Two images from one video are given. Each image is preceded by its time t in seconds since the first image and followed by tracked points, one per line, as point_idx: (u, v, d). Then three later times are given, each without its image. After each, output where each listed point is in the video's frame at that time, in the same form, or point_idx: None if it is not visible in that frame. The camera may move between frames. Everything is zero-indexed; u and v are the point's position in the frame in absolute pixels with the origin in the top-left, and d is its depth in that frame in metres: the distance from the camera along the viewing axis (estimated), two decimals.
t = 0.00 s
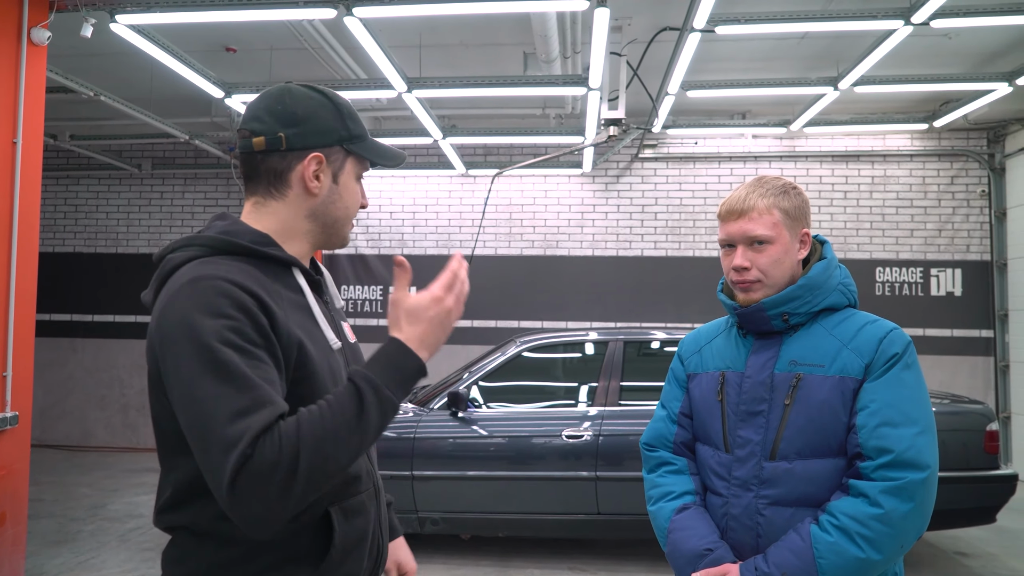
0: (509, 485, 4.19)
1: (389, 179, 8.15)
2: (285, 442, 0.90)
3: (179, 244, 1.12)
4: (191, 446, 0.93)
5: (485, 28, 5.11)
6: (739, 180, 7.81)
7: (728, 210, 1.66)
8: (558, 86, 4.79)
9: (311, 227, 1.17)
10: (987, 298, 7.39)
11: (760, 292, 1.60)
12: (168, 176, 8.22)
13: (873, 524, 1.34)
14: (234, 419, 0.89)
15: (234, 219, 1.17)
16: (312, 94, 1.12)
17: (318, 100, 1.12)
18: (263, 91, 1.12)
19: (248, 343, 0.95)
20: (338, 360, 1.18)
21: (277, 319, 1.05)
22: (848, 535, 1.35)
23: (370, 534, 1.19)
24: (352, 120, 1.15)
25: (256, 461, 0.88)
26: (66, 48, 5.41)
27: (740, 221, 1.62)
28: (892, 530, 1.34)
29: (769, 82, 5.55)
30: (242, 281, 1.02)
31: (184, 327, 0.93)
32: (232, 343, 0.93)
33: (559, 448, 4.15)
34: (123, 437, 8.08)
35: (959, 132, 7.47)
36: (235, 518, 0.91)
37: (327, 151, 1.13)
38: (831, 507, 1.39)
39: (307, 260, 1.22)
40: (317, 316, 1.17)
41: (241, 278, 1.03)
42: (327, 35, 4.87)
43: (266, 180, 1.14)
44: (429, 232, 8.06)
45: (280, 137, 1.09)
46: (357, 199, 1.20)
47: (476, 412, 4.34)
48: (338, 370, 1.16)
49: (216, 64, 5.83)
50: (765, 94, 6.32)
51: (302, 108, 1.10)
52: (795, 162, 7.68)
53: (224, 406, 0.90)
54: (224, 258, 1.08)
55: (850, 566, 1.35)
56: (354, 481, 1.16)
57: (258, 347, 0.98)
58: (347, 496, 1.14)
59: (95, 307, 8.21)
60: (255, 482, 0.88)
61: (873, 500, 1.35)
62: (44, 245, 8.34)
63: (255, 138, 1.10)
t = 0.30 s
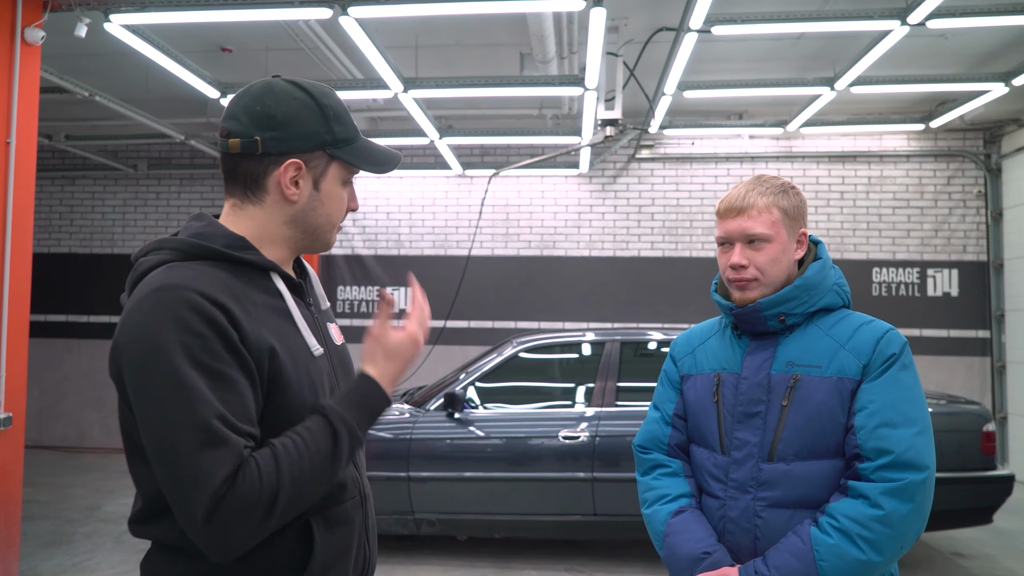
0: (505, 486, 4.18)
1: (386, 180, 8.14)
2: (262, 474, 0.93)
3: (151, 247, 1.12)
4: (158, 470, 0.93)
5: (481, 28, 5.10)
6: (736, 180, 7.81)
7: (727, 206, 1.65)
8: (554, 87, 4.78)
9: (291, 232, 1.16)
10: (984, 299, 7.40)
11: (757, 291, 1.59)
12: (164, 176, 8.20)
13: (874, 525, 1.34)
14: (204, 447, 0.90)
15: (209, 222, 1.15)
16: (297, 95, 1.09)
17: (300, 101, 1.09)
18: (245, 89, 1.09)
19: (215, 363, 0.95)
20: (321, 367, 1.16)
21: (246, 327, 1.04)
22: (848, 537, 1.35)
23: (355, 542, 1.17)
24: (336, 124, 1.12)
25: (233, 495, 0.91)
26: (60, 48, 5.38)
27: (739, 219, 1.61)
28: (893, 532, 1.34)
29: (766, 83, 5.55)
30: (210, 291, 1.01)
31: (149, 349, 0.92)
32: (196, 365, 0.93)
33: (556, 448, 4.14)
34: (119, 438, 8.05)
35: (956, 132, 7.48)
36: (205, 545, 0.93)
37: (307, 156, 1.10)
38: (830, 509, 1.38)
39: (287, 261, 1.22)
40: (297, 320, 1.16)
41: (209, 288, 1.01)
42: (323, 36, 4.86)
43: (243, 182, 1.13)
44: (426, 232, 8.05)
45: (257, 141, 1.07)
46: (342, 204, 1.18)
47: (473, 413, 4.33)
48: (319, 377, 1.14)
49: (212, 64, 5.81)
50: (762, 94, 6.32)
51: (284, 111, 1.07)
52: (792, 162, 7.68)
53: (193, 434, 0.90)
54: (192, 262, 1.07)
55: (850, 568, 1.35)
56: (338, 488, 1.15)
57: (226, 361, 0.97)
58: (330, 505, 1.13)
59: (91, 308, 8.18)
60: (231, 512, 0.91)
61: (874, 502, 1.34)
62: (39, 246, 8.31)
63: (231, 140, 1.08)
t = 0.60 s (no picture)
0: (504, 487, 4.17)
1: (385, 180, 8.14)
2: (236, 490, 0.93)
3: (126, 246, 1.12)
4: (120, 474, 0.93)
5: (479, 28, 5.09)
6: (736, 180, 7.80)
7: (720, 207, 1.65)
8: (552, 87, 4.78)
9: (249, 236, 1.14)
10: (984, 299, 7.39)
11: (749, 291, 1.58)
12: (163, 177, 8.19)
13: (860, 528, 1.32)
14: (168, 450, 0.90)
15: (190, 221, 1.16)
16: (252, 93, 1.08)
17: (251, 100, 1.07)
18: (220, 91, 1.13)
19: (183, 367, 0.95)
20: (298, 375, 1.14)
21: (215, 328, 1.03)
22: (835, 540, 1.34)
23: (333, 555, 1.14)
24: (287, 124, 1.08)
25: (200, 507, 0.90)
26: (59, 48, 5.38)
27: (731, 219, 1.61)
28: (880, 535, 1.32)
29: (765, 82, 5.55)
30: (180, 292, 1.01)
31: (115, 351, 0.92)
32: (164, 368, 0.93)
33: (555, 449, 4.13)
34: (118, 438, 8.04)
35: (955, 132, 7.47)
36: (165, 556, 0.93)
37: (252, 158, 1.08)
38: (819, 511, 1.37)
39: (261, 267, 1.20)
40: (274, 325, 1.14)
41: (175, 288, 1.01)
42: (320, 35, 4.85)
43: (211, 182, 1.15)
44: (425, 232, 8.03)
45: (207, 137, 1.09)
46: (298, 214, 1.11)
47: (471, 414, 4.32)
48: (294, 385, 1.12)
49: (209, 64, 5.80)
50: (761, 94, 6.31)
51: (232, 109, 1.07)
52: (791, 162, 7.67)
53: (156, 436, 0.90)
54: (164, 264, 1.06)
55: (836, 571, 1.34)
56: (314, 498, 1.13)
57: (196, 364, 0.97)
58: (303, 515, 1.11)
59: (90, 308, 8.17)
60: (196, 523, 0.90)
61: (861, 505, 1.33)
62: (38, 246, 8.30)
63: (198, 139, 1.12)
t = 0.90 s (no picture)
0: (504, 489, 4.15)
1: (386, 181, 8.13)
2: (82, 525, 0.87)
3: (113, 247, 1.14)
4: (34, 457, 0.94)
5: (479, 28, 5.08)
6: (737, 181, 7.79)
7: (713, 208, 1.63)
8: (553, 87, 4.76)
9: (234, 234, 1.14)
10: (986, 300, 7.37)
11: (745, 292, 1.57)
12: (164, 178, 8.19)
13: (855, 533, 1.31)
14: (39, 461, 0.87)
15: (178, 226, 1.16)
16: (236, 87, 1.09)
17: (230, 94, 1.07)
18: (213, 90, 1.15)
19: (101, 380, 0.92)
20: (279, 385, 1.13)
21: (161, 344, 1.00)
22: (829, 545, 1.32)
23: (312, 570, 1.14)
24: (263, 117, 1.06)
25: (42, 526, 0.87)
26: (59, 49, 5.38)
27: (724, 219, 1.59)
28: (876, 540, 1.31)
29: (766, 83, 5.54)
30: (129, 300, 0.99)
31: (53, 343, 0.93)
32: (83, 377, 0.91)
33: (555, 451, 4.11)
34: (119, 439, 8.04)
35: (958, 132, 7.45)
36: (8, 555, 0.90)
37: (230, 152, 1.08)
38: (815, 515, 1.36)
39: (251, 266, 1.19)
40: (257, 333, 1.13)
41: (131, 290, 1.01)
42: (320, 36, 4.84)
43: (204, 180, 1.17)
44: (426, 233, 8.03)
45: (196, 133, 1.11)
46: (275, 210, 1.09)
47: (472, 415, 4.31)
48: (275, 396, 1.12)
49: (209, 65, 5.79)
50: (762, 94, 6.29)
51: (215, 103, 1.08)
52: (793, 163, 7.66)
53: (32, 441, 0.87)
54: (139, 266, 1.07)
55: None
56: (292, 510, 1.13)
57: (121, 381, 0.94)
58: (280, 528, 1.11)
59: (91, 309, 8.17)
60: (30, 540, 0.87)
61: (856, 509, 1.31)
62: (39, 247, 8.30)
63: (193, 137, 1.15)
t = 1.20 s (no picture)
0: (505, 491, 4.14)
1: (387, 182, 8.13)
2: (76, 466, 0.86)
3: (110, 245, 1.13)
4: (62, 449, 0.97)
5: (480, 30, 5.08)
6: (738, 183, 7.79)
7: (711, 208, 1.62)
8: (554, 89, 4.77)
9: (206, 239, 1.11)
10: (988, 302, 7.35)
11: (744, 294, 1.55)
12: (165, 179, 8.19)
13: (857, 539, 1.29)
14: (48, 433, 0.88)
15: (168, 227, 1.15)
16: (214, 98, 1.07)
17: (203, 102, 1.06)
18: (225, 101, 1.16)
19: (95, 360, 0.92)
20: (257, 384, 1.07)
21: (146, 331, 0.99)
22: (831, 550, 1.31)
23: None
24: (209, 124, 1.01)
25: (54, 483, 0.87)
26: (60, 51, 5.39)
27: (722, 220, 1.58)
28: (878, 545, 1.30)
29: (768, 84, 5.54)
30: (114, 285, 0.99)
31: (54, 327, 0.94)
32: (75, 357, 0.92)
33: (556, 453, 4.10)
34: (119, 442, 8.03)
35: (960, 134, 7.44)
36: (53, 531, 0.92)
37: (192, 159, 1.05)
38: (816, 520, 1.35)
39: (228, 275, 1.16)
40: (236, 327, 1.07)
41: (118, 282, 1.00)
42: (322, 38, 4.85)
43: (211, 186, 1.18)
44: (427, 235, 8.02)
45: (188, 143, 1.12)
46: (212, 219, 1.02)
47: (472, 417, 4.30)
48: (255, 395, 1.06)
49: (210, 67, 5.80)
50: (764, 96, 6.28)
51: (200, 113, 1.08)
52: (795, 165, 7.65)
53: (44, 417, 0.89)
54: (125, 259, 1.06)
55: None
56: (267, 514, 1.03)
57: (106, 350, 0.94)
58: (256, 531, 1.02)
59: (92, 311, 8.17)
60: (49, 504, 0.87)
61: (858, 514, 1.30)
62: (40, 249, 8.30)
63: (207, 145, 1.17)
